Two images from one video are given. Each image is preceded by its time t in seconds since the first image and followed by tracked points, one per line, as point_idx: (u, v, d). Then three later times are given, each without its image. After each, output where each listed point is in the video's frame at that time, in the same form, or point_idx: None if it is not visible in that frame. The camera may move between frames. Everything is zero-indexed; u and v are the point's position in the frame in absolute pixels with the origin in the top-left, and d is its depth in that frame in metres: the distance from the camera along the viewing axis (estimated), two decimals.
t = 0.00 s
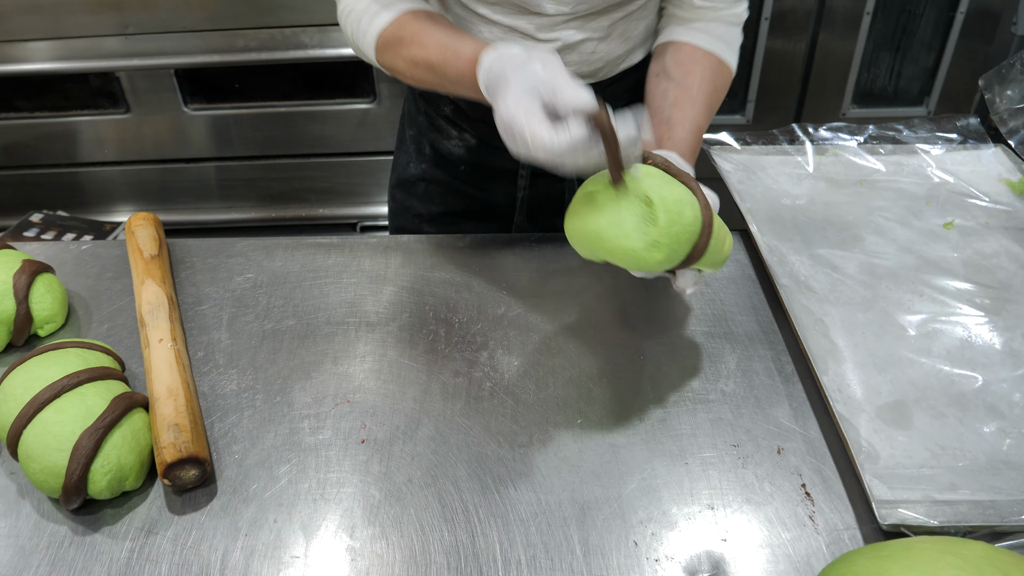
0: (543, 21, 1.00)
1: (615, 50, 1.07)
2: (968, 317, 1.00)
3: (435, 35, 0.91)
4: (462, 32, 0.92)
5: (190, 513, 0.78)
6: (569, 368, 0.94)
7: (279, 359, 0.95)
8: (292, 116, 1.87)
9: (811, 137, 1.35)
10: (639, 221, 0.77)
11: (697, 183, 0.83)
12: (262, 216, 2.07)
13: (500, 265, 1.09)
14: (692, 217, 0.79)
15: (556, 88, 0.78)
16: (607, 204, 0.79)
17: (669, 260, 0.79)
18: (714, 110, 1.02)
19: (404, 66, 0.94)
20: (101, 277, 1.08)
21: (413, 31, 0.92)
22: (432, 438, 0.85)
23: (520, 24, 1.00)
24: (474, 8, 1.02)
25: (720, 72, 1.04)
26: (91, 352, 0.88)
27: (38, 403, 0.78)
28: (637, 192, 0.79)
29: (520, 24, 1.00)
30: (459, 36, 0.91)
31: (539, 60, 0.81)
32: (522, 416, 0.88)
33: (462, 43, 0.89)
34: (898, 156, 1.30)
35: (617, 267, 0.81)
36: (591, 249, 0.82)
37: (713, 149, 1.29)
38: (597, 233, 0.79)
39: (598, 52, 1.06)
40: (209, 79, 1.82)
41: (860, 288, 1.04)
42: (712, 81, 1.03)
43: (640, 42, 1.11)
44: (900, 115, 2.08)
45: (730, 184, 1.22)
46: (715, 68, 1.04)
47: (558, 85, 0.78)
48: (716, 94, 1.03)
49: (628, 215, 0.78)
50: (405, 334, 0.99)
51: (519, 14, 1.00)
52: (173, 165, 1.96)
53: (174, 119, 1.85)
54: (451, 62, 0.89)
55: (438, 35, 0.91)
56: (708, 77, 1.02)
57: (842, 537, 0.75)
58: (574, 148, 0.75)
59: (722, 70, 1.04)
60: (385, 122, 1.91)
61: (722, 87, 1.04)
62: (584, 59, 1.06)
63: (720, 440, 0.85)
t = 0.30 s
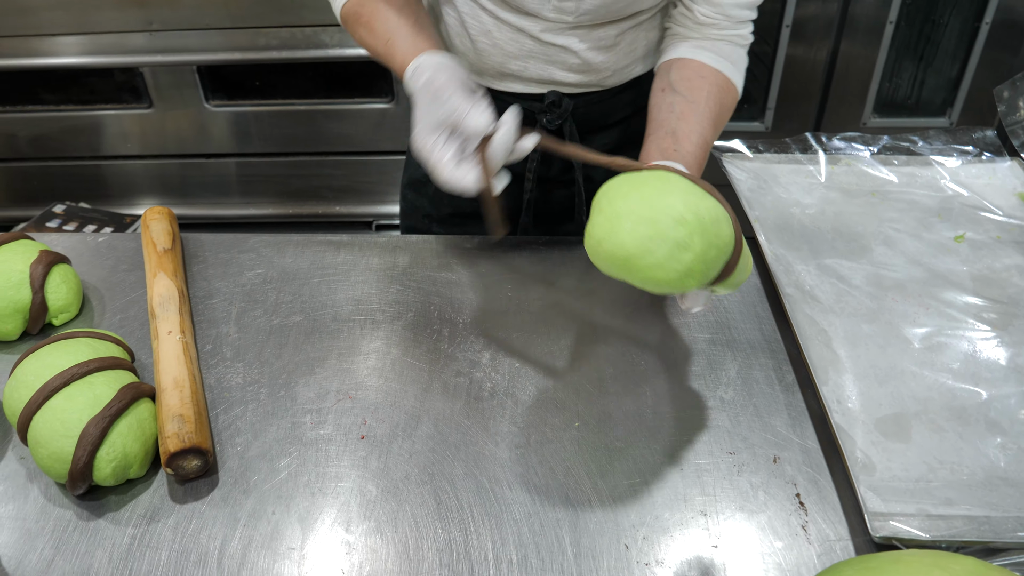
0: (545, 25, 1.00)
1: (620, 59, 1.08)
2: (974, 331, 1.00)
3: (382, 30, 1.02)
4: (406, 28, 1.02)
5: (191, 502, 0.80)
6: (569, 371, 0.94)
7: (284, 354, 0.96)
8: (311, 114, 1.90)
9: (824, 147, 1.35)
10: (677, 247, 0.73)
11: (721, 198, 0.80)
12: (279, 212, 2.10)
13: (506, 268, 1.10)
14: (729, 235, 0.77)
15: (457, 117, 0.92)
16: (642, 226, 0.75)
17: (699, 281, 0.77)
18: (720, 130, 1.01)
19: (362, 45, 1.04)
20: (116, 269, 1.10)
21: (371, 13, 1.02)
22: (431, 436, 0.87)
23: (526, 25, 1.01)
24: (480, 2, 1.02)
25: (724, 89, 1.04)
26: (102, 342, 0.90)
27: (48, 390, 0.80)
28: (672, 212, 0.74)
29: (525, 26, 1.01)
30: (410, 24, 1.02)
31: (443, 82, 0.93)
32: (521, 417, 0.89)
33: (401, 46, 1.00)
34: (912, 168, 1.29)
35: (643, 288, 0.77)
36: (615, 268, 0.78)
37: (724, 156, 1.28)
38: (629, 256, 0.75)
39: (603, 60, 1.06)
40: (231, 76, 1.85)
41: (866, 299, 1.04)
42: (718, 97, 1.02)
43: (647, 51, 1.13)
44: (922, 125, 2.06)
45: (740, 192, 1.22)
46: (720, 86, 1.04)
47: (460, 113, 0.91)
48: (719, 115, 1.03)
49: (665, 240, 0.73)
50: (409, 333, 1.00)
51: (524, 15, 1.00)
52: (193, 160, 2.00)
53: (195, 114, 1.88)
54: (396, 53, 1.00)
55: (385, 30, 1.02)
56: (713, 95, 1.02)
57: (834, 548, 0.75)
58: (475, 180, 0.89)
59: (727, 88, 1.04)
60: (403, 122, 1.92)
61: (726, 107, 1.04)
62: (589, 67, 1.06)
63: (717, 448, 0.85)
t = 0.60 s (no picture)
0: (549, 31, 1.01)
1: (626, 62, 1.08)
2: (978, 342, 0.99)
3: (368, 121, 0.98)
4: (395, 122, 0.98)
5: (189, 491, 0.82)
6: (567, 372, 0.95)
7: (287, 347, 0.98)
8: (326, 110, 1.91)
9: (835, 153, 1.34)
10: (580, 164, 0.75)
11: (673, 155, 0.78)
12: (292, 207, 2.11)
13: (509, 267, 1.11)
14: (649, 176, 0.75)
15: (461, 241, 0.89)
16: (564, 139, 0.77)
17: (609, 210, 0.77)
18: (749, 94, 1.05)
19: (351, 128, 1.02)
20: (126, 260, 1.12)
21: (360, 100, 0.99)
22: (428, 432, 0.87)
23: (529, 29, 1.02)
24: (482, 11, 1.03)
25: (758, 56, 1.05)
26: (108, 331, 0.92)
27: (54, 378, 0.82)
28: (594, 135, 0.76)
29: (529, 30, 1.02)
30: (399, 121, 0.98)
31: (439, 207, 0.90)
32: (517, 416, 0.89)
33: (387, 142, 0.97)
34: (924, 175, 1.28)
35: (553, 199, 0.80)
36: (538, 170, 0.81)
37: (733, 159, 1.28)
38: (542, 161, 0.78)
39: (608, 61, 1.06)
40: (247, 70, 1.87)
41: (869, 307, 1.03)
42: (747, 63, 1.04)
43: (654, 54, 1.12)
44: (940, 133, 2.04)
45: (746, 197, 1.22)
46: (752, 52, 1.05)
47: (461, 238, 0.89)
48: (755, 78, 1.05)
49: (571, 154, 0.75)
50: (410, 330, 1.01)
51: (527, 21, 1.01)
52: (209, 153, 2.02)
53: (212, 108, 1.90)
54: (380, 152, 0.98)
55: (372, 123, 0.98)
56: (744, 60, 1.04)
57: (823, 555, 0.75)
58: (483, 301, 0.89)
59: (760, 54, 1.05)
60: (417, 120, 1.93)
61: (762, 71, 1.05)
62: (593, 70, 1.07)
63: (711, 452, 0.85)
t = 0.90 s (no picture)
0: (556, 31, 1.01)
1: (633, 59, 1.09)
2: (980, 356, 0.98)
3: (380, 112, 0.93)
4: (411, 111, 0.94)
5: (185, 476, 0.83)
6: (564, 371, 0.95)
7: (287, 336, 0.99)
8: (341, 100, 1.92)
9: (846, 159, 1.33)
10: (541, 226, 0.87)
11: (628, 188, 0.82)
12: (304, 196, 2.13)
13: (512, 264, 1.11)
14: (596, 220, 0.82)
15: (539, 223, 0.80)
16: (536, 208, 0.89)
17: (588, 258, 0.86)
18: (757, 95, 1.04)
19: (354, 134, 0.96)
20: (133, 245, 1.13)
21: (361, 99, 0.94)
22: (422, 426, 0.88)
23: (536, 31, 1.02)
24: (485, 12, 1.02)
25: (766, 55, 1.04)
26: (112, 315, 0.93)
27: (56, 360, 0.83)
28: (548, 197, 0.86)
29: (536, 32, 1.02)
30: (409, 116, 0.93)
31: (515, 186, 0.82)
32: (512, 414, 0.90)
33: (411, 131, 0.91)
34: (935, 185, 1.27)
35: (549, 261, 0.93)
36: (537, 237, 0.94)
37: (742, 163, 1.28)
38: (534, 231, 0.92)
39: (614, 59, 1.07)
40: (263, 59, 1.88)
41: (871, 316, 1.03)
42: (753, 64, 1.04)
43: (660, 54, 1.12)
44: (959, 142, 2.02)
45: (753, 201, 1.21)
46: (759, 52, 1.05)
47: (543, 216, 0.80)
48: (763, 77, 1.04)
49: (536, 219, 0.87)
50: (411, 323, 1.01)
51: (534, 23, 1.01)
52: (224, 140, 2.04)
53: (228, 95, 1.92)
54: (400, 145, 0.92)
55: (386, 112, 0.93)
56: (750, 61, 1.04)
57: (810, 564, 0.75)
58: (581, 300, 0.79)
59: (767, 54, 1.04)
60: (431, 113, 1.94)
61: (769, 69, 1.04)
62: (600, 68, 1.08)
63: (704, 457, 0.85)
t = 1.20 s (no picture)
0: (574, 23, 1.01)
1: (651, 53, 1.08)
2: (990, 361, 0.97)
3: (435, 67, 0.96)
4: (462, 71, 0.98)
5: (189, 452, 0.84)
6: (567, 362, 0.96)
7: (295, 318, 1.00)
8: (362, 83, 1.93)
9: (865, 156, 1.31)
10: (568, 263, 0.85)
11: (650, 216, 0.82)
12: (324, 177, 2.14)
13: (521, 253, 1.11)
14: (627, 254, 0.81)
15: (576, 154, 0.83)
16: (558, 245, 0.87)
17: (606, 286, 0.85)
18: (775, 104, 1.04)
19: (399, 92, 0.99)
20: (149, 223, 1.15)
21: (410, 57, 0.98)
22: (423, 411, 0.89)
23: (554, 21, 1.02)
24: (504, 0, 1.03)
25: (785, 63, 1.04)
26: (124, 292, 0.95)
27: (68, 334, 0.85)
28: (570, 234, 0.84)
29: (554, 22, 1.02)
30: (460, 72, 0.97)
31: (564, 124, 0.86)
32: (512, 403, 0.90)
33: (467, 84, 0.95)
34: (955, 185, 1.25)
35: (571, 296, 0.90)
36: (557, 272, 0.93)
37: (758, 158, 1.26)
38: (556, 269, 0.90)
39: (632, 53, 1.06)
40: (285, 40, 1.88)
41: (881, 317, 1.02)
42: (771, 72, 1.03)
43: (678, 48, 1.12)
44: (988, 141, 1.98)
45: (768, 196, 1.20)
46: (778, 61, 1.04)
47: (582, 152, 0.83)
48: (781, 86, 1.04)
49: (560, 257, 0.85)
50: (417, 308, 1.02)
51: (552, 13, 1.01)
52: (247, 119, 2.05)
53: (251, 75, 1.93)
54: (456, 97, 0.94)
55: (442, 67, 0.96)
56: (769, 69, 1.03)
57: (802, 563, 0.75)
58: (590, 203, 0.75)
59: (787, 63, 1.04)
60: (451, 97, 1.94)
61: (787, 78, 1.04)
62: (617, 61, 1.07)
63: (702, 452, 0.85)
